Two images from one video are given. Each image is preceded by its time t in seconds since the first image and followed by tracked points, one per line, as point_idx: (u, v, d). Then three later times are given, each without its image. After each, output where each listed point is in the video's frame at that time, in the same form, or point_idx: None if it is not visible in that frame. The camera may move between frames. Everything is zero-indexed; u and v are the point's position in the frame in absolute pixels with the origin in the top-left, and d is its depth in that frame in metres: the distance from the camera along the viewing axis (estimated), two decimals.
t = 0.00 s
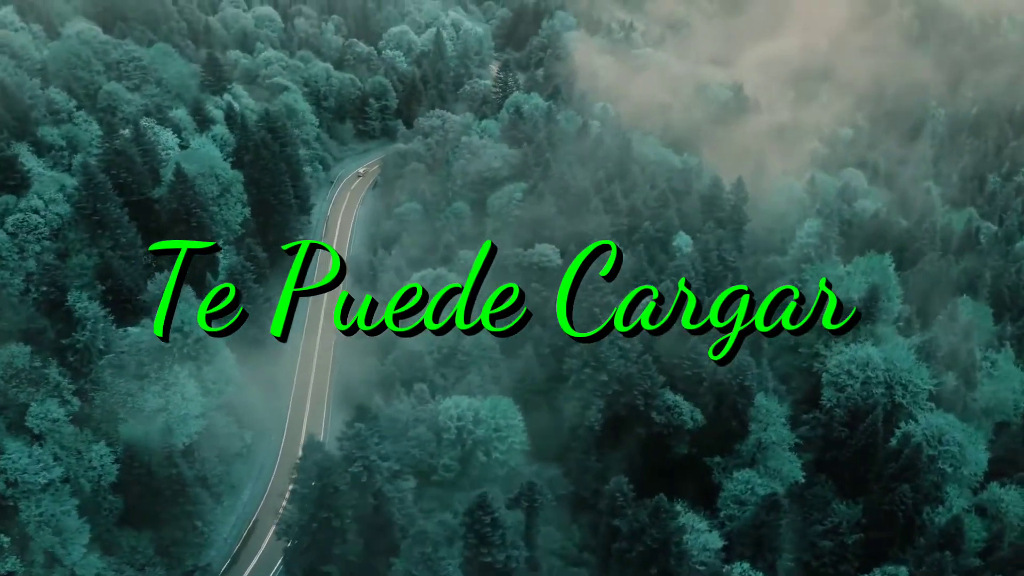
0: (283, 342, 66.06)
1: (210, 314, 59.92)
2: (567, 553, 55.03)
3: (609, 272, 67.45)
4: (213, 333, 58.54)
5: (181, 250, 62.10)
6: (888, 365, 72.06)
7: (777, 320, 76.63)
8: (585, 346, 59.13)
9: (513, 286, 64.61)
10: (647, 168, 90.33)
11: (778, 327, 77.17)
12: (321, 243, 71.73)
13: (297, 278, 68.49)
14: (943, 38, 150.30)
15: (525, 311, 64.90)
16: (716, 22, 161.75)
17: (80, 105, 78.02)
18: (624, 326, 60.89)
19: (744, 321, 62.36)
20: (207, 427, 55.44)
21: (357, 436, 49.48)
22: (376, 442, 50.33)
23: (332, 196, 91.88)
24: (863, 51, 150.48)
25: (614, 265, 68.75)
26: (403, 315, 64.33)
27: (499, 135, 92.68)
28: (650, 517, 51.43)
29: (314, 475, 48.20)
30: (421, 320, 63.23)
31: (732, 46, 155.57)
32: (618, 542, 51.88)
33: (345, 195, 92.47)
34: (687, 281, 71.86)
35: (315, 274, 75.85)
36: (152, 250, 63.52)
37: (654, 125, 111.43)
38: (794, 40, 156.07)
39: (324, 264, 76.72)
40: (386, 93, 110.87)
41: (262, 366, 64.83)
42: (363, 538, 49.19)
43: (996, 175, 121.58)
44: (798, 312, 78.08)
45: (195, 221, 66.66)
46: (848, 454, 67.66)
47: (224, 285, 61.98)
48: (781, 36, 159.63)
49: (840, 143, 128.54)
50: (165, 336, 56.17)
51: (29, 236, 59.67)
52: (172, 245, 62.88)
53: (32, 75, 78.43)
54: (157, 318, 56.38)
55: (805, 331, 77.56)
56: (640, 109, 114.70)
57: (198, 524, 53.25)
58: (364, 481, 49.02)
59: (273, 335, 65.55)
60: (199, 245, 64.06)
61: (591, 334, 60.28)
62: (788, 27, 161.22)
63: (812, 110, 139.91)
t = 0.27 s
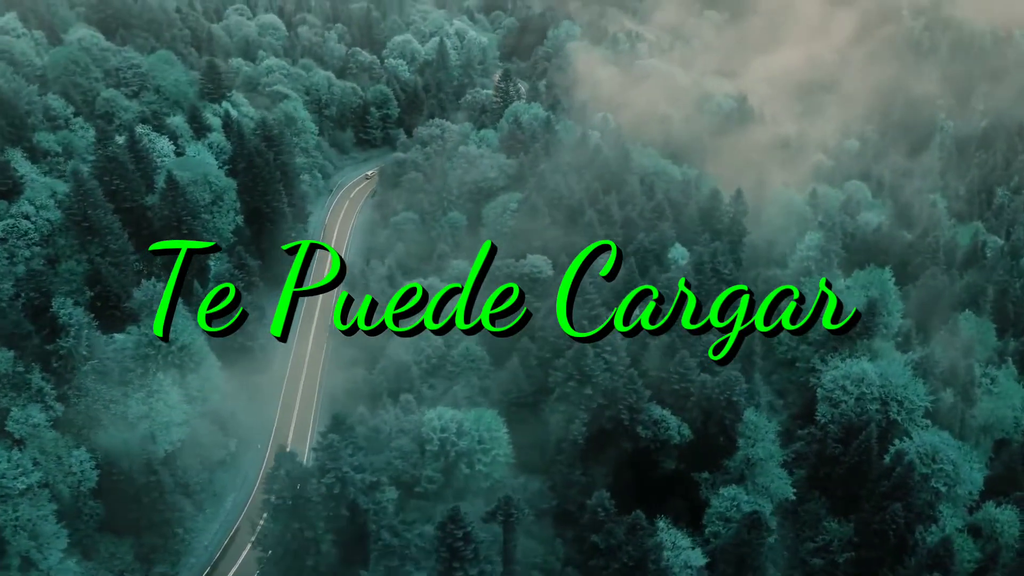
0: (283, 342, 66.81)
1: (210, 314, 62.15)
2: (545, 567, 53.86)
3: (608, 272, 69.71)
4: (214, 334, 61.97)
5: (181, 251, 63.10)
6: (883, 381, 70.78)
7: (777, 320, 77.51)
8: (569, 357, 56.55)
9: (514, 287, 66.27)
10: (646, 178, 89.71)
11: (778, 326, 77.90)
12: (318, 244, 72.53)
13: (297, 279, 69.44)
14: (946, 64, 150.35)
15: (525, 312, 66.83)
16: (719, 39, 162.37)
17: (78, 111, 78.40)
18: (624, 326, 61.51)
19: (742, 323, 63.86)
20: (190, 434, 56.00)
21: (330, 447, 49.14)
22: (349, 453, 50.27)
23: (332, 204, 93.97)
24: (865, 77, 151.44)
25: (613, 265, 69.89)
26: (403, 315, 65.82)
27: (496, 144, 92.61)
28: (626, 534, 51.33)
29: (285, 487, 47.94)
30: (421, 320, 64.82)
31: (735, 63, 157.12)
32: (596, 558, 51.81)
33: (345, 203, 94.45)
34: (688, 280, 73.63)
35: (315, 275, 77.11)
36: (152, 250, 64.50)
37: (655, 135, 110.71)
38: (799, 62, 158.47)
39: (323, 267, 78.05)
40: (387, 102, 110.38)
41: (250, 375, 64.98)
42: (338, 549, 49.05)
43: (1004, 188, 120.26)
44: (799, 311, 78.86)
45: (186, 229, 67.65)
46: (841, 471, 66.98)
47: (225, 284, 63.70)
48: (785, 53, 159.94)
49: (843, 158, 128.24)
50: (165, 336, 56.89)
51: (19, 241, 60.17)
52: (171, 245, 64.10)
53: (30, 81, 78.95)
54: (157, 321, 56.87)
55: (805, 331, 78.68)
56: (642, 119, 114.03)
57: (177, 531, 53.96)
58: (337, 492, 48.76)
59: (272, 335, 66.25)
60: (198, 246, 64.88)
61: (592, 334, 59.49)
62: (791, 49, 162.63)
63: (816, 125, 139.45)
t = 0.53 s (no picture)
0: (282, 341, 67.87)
1: (210, 314, 63.73)
2: None
3: (608, 272, 70.63)
4: (215, 334, 63.59)
5: (181, 250, 64.05)
6: (879, 393, 69.79)
7: (777, 319, 78.58)
8: (557, 366, 56.25)
9: (513, 286, 66.52)
10: (644, 186, 89.45)
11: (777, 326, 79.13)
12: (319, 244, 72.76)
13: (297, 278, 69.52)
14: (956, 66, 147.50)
15: (526, 312, 66.12)
16: (723, 48, 162.37)
17: (76, 116, 78.79)
18: (623, 326, 61.93)
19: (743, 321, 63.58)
20: (177, 439, 56.19)
21: (308, 454, 49.67)
22: (330, 461, 50.88)
23: (330, 211, 92.85)
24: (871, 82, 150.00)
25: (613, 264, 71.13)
26: (403, 315, 66.65)
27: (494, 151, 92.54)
28: (608, 546, 51.53)
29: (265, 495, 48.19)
30: (421, 320, 65.79)
31: (739, 72, 157.18)
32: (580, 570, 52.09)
33: (343, 212, 93.17)
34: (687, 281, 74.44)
35: (313, 275, 77.63)
36: (152, 250, 65.38)
37: (656, 144, 110.49)
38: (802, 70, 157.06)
39: (323, 268, 78.72)
40: (389, 108, 110.76)
41: (241, 383, 65.17)
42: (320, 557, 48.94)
43: (1011, 198, 119.13)
44: (798, 310, 80.06)
45: (178, 234, 68.17)
46: (835, 483, 66.31)
47: (225, 283, 65.05)
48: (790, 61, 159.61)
49: (846, 168, 127.67)
50: (165, 336, 57.93)
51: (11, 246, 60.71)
52: (171, 245, 64.87)
53: (29, 86, 79.35)
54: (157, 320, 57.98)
55: (805, 330, 79.64)
56: (644, 127, 113.66)
57: (162, 536, 54.02)
58: (316, 500, 48.56)
59: (272, 335, 67.29)
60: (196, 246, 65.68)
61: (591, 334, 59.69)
62: (797, 55, 161.18)
63: (820, 134, 139.02)
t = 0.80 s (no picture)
0: (283, 341, 69.09)
1: (210, 314, 64.72)
2: None
3: (609, 272, 72.87)
4: (215, 334, 64.34)
5: (181, 250, 64.53)
6: (874, 407, 68.85)
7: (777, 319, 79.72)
8: (542, 377, 55.63)
9: (513, 286, 66.67)
10: (642, 195, 89.15)
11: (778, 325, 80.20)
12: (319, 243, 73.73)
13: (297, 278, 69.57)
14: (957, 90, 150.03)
15: (526, 311, 66.47)
16: (728, 56, 161.80)
17: (73, 121, 79.19)
18: (624, 326, 61.17)
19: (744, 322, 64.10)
20: (161, 445, 56.71)
21: (284, 463, 49.25)
22: (306, 470, 50.21)
23: (328, 217, 93.78)
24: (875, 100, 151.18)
25: (613, 264, 73.47)
26: (403, 315, 66.26)
27: (491, 159, 92.59)
28: (585, 559, 52.21)
29: (240, 504, 47.58)
30: (421, 320, 65.88)
31: (744, 81, 156.60)
32: None
33: (341, 216, 94.18)
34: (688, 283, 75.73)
35: (311, 275, 78.46)
36: (152, 250, 65.67)
37: (656, 152, 109.80)
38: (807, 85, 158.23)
39: (320, 270, 79.07)
40: (389, 114, 110.61)
41: (230, 391, 65.23)
42: (298, 565, 48.93)
43: (1017, 209, 118.14)
44: (799, 310, 81.06)
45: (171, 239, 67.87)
46: (828, 497, 65.82)
47: (225, 285, 65.88)
48: (793, 73, 159.54)
49: (850, 178, 127.00)
50: (164, 337, 59.35)
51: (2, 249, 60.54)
52: (172, 245, 65.09)
53: (27, 91, 79.71)
54: (157, 321, 59.33)
55: (806, 330, 80.42)
56: (645, 135, 113.01)
57: (144, 540, 54.45)
58: (293, 509, 49.01)
59: (273, 334, 68.61)
60: (196, 247, 66.32)
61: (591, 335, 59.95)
62: (800, 70, 162.37)
63: (823, 145, 138.60)
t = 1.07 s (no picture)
0: (283, 341, 70.06)
1: (210, 314, 65.26)
2: None
3: (609, 272, 75.09)
4: (215, 333, 65.34)
5: (182, 250, 64.83)
6: (867, 421, 67.79)
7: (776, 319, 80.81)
8: (525, 388, 55.18)
9: (513, 286, 67.21)
10: (639, 205, 88.81)
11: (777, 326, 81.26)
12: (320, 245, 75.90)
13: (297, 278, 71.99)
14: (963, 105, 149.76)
15: (526, 311, 66.64)
16: (735, 66, 161.29)
17: (70, 126, 79.58)
18: (624, 326, 62.87)
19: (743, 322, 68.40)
20: (145, 450, 56.68)
21: (257, 471, 49.15)
22: (279, 479, 50.09)
23: (325, 224, 93.64)
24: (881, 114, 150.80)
25: (613, 265, 75.39)
26: (403, 315, 67.82)
27: (488, 167, 92.60)
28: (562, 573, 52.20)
29: (212, 511, 47.84)
30: (421, 320, 67.19)
31: (750, 91, 156.12)
32: None
33: (338, 223, 93.92)
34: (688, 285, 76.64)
35: (311, 276, 80.06)
36: (153, 250, 65.72)
37: (658, 161, 109.14)
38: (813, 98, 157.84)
39: (315, 275, 80.17)
40: (390, 123, 109.87)
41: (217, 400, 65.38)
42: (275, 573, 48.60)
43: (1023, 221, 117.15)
44: (798, 311, 82.21)
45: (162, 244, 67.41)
46: (818, 512, 65.74)
47: (225, 285, 66.80)
48: (799, 85, 159.17)
49: (854, 189, 126.30)
50: (163, 337, 61.87)
51: None
52: (171, 245, 65.54)
53: (25, 96, 80.12)
54: (156, 322, 61.43)
55: (805, 330, 81.33)
56: (646, 144, 112.43)
57: (124, 546, 54.19)
58: (265, 517, 48.64)
59: (273, 335, 69.63)
60: (197, 246, 67.09)
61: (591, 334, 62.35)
62: (806, 82, 161.99)
63: (827, 157, 138.06)
